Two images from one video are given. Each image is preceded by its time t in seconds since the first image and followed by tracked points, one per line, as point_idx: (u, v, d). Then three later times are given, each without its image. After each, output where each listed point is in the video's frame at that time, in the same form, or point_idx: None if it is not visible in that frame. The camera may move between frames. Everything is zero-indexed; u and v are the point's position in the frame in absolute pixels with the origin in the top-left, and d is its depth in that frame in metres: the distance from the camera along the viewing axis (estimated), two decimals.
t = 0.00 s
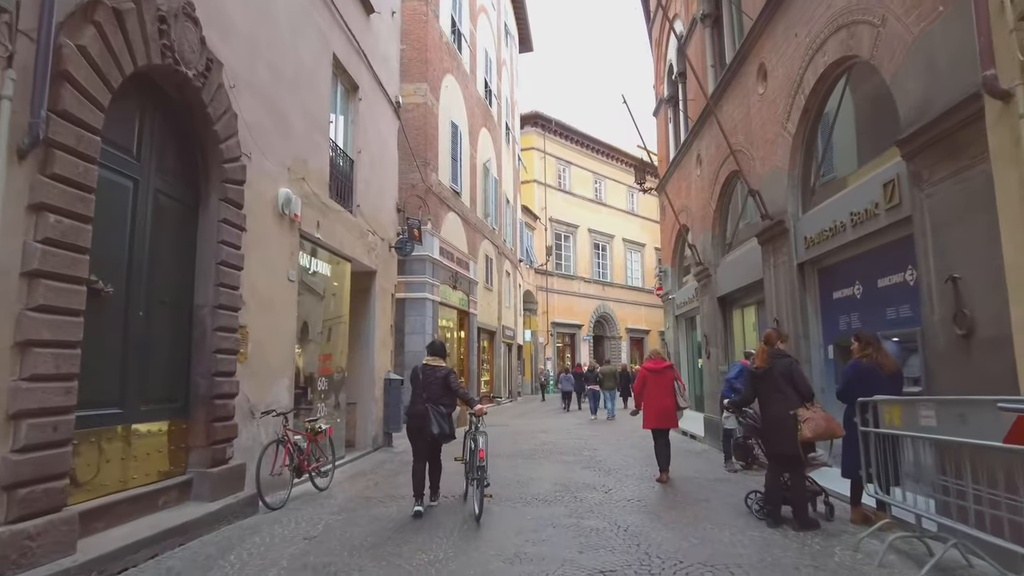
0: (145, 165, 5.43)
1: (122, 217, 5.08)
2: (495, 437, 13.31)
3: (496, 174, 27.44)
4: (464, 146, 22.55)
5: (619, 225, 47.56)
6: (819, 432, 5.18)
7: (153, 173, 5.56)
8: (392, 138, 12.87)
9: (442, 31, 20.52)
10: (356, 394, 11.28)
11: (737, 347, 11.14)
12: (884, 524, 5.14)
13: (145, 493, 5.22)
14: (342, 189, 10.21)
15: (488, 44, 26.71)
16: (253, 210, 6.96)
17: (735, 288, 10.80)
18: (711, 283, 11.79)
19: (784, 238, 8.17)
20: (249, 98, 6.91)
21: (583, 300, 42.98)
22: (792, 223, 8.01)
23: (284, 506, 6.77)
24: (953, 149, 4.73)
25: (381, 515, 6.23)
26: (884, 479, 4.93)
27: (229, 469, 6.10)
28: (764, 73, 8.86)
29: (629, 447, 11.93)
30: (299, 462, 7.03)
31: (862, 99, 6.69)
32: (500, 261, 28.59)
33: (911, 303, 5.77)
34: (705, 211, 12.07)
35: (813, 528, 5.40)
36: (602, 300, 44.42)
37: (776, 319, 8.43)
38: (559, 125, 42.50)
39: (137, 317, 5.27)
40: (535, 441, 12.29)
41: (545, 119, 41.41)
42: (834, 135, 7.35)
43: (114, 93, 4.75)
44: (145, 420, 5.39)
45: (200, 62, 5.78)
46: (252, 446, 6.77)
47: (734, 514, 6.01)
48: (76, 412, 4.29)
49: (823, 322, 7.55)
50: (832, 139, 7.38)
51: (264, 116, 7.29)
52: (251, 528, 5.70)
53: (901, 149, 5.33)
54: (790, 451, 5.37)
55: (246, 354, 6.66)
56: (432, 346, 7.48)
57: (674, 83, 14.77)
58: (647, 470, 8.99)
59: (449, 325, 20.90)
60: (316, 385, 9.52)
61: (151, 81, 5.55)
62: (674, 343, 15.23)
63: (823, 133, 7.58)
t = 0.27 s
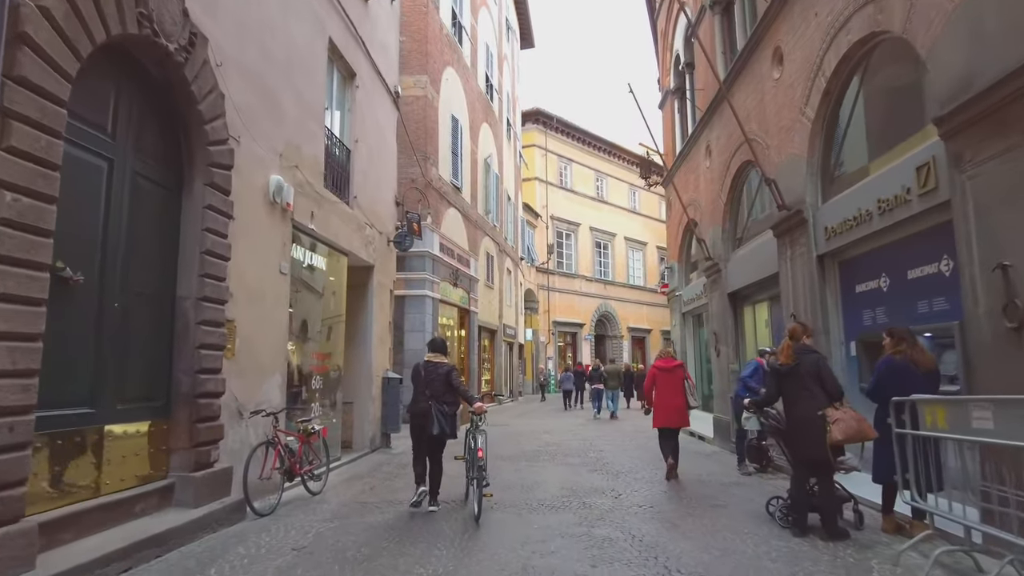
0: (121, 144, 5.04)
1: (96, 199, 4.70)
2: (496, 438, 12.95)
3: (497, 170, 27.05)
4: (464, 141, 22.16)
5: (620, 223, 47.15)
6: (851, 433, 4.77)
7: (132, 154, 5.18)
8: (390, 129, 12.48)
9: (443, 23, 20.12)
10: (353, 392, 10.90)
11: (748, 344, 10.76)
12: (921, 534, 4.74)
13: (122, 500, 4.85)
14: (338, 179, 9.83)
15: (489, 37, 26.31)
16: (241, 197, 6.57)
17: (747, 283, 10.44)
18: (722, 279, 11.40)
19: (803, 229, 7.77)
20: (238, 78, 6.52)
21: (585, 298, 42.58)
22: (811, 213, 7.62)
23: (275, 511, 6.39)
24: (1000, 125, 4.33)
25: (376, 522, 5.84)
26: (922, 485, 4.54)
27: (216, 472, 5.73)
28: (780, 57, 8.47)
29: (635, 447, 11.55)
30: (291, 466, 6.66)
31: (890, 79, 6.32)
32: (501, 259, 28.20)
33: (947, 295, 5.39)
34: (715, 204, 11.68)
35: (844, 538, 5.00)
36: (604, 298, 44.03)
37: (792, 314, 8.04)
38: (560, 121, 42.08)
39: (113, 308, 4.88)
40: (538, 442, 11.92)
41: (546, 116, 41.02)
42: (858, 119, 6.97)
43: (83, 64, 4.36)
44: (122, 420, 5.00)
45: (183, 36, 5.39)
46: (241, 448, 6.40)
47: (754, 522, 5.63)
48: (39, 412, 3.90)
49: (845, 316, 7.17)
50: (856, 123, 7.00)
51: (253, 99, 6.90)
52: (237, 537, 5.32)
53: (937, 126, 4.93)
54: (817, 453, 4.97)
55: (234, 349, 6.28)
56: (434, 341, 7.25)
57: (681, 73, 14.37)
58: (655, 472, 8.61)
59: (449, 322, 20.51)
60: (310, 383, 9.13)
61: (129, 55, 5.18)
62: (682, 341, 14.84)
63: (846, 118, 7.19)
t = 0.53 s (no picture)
0: (88, 128, 4.67)
1: (60, 187, 4.35)
2: (496, 441, 12.57)
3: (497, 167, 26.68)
4: (464, 138, 21.79)
5: (621, 223, 46.79)
6: (881, 442, 4.37)
7: (102, 140, 4.83)
8: (387, 122, 12.12)
9: (442, 17, 19.76)
10: (347, 394, 10.58)
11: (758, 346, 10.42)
12: (958, 550, 4.35)
13: (90, 513, 4.47)
14: (332, 172, 9.48)
15: (488, 33, 25.95)
16: (225, 189, 6.20)
17: (757, 282, 10.09)
18: (731, 278, 11.03)
19: (819, 224, 7.41)
20: (223, 62, 6.15)
21: (585, 298, 42.20)
22: (827, 206, 7.25)
23: (261, 522, 6.02)
24: None
25: (368, 534, 5.47)
26: (959, 497, 4.16)
27: (196, 481, 5.36)
28: (793, 45, 8.11)
29: (640, 451, 11.19)
30: (279, 473, 6.30)
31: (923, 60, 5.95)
32: (501, 258, 27.82)
33: (982, 291, 5.03)
34: (724, 200, 11.32)
35: (873, 554, 4.61)
36: (604, 298, 43.65)
37: (806, 313, 7.67)
38: (561, 120, 41.72)
39: (78, 306, 4.51)
40: (539, 446, 11.54)
41: (546, 114, 40.66)
42: (883, 106, 6.61)
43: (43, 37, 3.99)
44: (89, 427, 4.62)
45: (160, 13, 5.02)
46: (225, 455, 6.04)
47: (773, 536, 5.25)
48: None
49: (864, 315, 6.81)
50: (882, 110, 6.62)
51: (241, 85, 6.53)
52: (218, 551, 4.94)
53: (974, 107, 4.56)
54: (843, 463, 4.60)
55: (216, 350, 5.92)
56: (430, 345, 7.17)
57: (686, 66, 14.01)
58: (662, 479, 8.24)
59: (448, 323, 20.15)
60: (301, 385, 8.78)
61: (100, 33, 4.82)
62: (687, 343, 14.50)
63: (869, 104, 6.82)
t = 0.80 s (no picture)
0: (40, 100, 4.26)
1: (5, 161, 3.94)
2: (494, 442, 12.16)
3: (495, 163, 26.29)
4: (462, 132, 21.40)
5: (621, 221, 46.40)
6: (921, 445, 3.92)
7: (59, 113, 4.42)
8: (381, 112, 11.71)
9: (439, 8, 19.37)
10: (339, 394, 10.15)
11: (768, 343, 10.03)
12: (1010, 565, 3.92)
13: (44, 526, 4.02)
14: (322, 161, 9.07)
15: (487, 27, 25.56)
16: (203, 172, 5.78)
17: (768, 276, 9.70)
18: (739, 272, 10.63)
19: (837, 212, 6.99)
20: (202, 36, 5.72)
21: (585, 297, 41.79)
22: (846, 193, 6.83)
23: (242, 531, 5.59)
24: None
25: (355, 544, 5.06)
26: (1014, 506, 3.72)
27: (169, 488, 4.92)
28: (808, 24, 7.71)
29: (644, 452, 10.78)
30: (262, 477, 5.90)
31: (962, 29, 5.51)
32: (500, 255, 27.43)
33: None
34: (731, 191, 10.91)
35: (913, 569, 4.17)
36: (604, 297, 43.26)
37: (823, 306, 7.27)
38: (560, 116, 41.31)
39: (31, 295, 4.10)
40: (539, 447, 11.13)
41: (546, 110, 40.27)
42: (912, 83, 6.18)
43: None
44: (46, 429, 4.20)
45: None
46: (203, 459, 5.61)
47: (797, 547, 4.83)
48: None
49: (888, 308, 6.40)
50: (910, 88, 6.21)
51: (222, 62, 6.11)
52: (190, 565, 4.51)
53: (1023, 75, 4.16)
54: (877, 467, 4.16)
55: (192, 346, 5.49)
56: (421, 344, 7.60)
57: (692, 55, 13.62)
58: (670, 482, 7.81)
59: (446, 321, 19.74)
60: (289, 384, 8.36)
61: None
62: (692, 341, 14.13)
63: (896, 83, 6.40)
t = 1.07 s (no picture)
0: None
1: None
2: (495, 446, 11.77)
3: (495, 161, 25.92)
4: (461, 129, 21.02)
5: (622, 220, 46.04)
6: (973, 458, 3.50)
7: (19, 92, 4.05)
8: (378, 105, 11.35)
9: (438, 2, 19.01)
10: (333, 397, 9.78)
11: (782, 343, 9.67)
12: None
13: None
14: (314, 152, 8.71)
15: (486, 22, 25.19)
16: (185, 160, 5.38)
17: (779, 274, 9.34)
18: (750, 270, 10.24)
19: (858, 204, 6.60)
20: (184, 14, 5.35)
21: (585, 296, 41.41)
22: (870, 183, 6.45)
23: (225, 546, 5.20)
24: None
25: (347, 561, 4.69)
26: None
27: (143, 501, 4.52)
28: (825, 8, 7.35)
29: (650, 457, 10.39)
30: (248, 488, 5.53)
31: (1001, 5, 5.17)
32: (500, 254, 27.06)
33: None
34: (742, 185, 10.51)
35: None
36: (604, 297, 42.88)
37: (843, 303, 6.89)
38: (560, 114, 40.94)
39: None
40: (541, 452, 10.74)
41: (545, 108, 39.91)
42: (941, 66, 5.83)
43: None
44: (3, 439, 3.80)
45: None
46: (183, 468, 5.21)
47: (826, 565, 4.45)
48: None
49: (915, 306, 6.02)
50: (939, 72, 5.85)
51: (207, 44, 5.74)
52: None
53: None
54: (920, 482, 3.75)
55: (171, 347, 5.11)
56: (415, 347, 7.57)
57: (698, 48, 13.27)
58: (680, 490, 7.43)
59: (444, 321, 19.36)
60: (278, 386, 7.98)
61: None
62: (698, 340, 13.79)
63: (922, 67, 6.04)
